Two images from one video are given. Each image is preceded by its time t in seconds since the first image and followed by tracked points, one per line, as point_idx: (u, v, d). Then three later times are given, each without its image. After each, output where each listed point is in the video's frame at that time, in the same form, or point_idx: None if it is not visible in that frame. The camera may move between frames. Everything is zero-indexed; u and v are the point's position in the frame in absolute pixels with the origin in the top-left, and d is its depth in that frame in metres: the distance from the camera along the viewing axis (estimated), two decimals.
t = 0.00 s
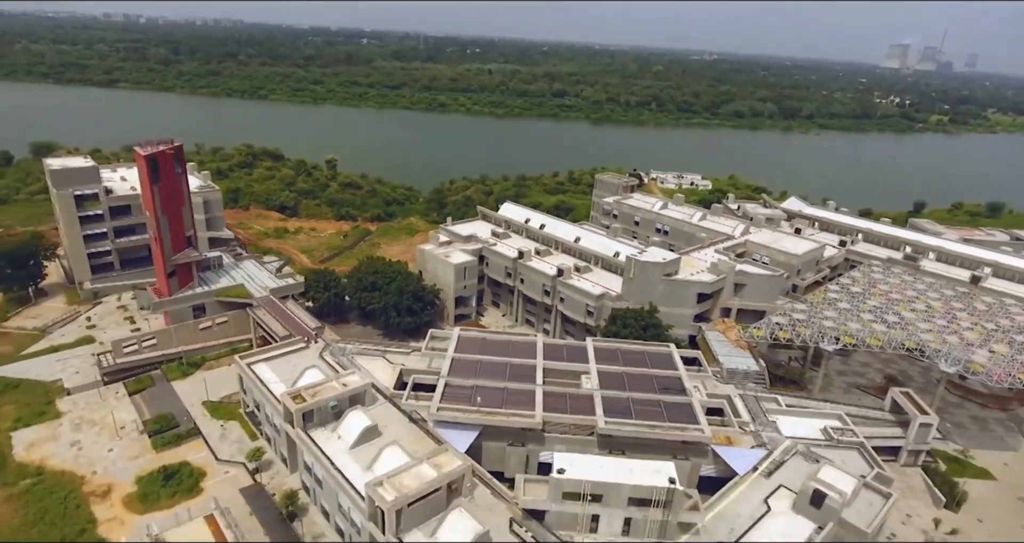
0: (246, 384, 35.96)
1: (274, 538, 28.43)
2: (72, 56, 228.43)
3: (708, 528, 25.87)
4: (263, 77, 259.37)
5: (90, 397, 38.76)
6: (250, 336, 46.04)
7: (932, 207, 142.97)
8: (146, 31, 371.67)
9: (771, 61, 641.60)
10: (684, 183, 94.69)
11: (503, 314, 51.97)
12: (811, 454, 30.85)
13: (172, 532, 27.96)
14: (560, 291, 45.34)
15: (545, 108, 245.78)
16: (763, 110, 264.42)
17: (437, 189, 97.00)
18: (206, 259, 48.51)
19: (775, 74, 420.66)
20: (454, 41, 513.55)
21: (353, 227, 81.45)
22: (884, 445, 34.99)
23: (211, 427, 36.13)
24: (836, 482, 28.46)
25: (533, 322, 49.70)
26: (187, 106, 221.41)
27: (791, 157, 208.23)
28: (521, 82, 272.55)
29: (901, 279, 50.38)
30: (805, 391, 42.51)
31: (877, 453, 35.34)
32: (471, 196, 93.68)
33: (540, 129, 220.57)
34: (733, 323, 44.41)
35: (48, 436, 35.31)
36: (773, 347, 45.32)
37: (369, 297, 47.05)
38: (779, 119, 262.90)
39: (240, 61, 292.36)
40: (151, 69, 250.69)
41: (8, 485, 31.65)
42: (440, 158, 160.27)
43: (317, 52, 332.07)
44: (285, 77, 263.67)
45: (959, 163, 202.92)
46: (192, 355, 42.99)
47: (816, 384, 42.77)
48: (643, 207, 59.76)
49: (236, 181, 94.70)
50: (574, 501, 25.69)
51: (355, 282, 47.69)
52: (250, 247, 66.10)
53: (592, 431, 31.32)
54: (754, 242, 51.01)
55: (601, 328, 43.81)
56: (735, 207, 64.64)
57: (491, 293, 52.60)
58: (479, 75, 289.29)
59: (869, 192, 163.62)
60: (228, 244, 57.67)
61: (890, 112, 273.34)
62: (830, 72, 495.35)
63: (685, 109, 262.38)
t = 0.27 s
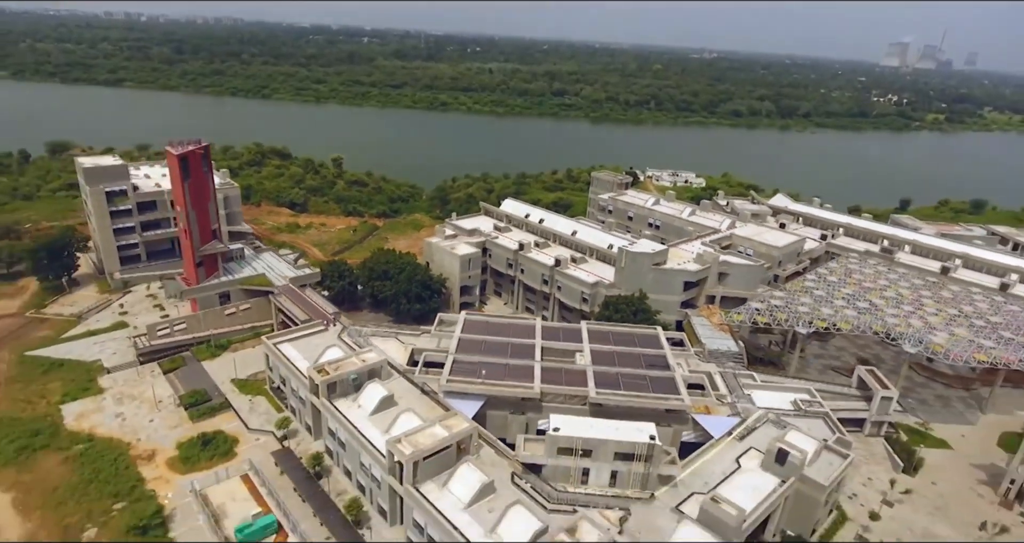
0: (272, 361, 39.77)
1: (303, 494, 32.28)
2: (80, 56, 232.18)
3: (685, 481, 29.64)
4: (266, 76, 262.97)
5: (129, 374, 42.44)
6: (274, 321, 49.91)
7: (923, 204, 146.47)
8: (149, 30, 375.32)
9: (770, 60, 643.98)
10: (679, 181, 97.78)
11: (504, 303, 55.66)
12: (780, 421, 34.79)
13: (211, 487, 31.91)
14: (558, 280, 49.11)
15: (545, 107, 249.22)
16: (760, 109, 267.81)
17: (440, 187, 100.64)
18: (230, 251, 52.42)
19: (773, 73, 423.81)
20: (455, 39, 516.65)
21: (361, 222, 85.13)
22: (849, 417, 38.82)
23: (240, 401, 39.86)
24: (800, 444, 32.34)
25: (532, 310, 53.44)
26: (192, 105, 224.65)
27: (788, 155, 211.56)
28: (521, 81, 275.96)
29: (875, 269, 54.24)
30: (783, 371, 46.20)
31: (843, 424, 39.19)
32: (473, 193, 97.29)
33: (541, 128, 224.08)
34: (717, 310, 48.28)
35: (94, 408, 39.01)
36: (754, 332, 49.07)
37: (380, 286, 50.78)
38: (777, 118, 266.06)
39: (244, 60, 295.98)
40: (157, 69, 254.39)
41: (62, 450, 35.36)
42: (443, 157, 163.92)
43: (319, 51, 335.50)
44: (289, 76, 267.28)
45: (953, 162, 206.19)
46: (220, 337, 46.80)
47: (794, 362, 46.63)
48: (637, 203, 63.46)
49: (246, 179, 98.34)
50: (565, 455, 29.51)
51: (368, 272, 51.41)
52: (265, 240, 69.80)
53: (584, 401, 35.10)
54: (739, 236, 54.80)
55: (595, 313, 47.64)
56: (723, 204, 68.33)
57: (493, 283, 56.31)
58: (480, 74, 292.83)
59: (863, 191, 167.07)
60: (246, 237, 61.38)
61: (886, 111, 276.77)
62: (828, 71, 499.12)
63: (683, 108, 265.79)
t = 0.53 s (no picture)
0: (294, 343, 43.54)
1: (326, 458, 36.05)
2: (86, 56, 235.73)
3: (668, 444, 33.23)
4: (270, 76, 266.53)
5: (162, 356, 46.19)
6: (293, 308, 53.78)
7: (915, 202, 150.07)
8: (152, 29, 378.65)
9: (770, 59, 646.59)
10: (675, 178, 101.39)
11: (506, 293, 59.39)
12: (755, 394, 38.62)
13: (245, 453, 36.46)
14: (555, 270, 52.87)
15: (545, 107, 252.66)
16: (758, 108, 271.14)
17: (444, 185, 104.31)
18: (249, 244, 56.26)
19: (772, 72, 426.91)
20: (455, 38, 519.82)
21: (368, 219, 88.80)
22: (821, 393, 42.74)
23: (265, 379, 43.69)
24: (772, 414, 36.13)
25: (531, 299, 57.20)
26: (197, 105, 228.07)
27: (785, 154, 214.93)
28: (522, 81, 279.32)
29: (853, 261, 57.97)
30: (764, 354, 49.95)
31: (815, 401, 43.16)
32: (476, 191, 100.93)
33: (541, 127, 227.53)
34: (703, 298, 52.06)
35: (131, 385, 42.74)
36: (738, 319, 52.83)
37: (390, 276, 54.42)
38: (774, 117, 269.32)
39: (246, 59, 299.46)
40: (162, 69, 257.96)
41: (107, 421, 39.03)
42: (445, 156, 167.50)
43: (321, 51, 338.71)
44: (292, 75, 270.84)
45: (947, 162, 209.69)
46: (244, 323, 50.60)
47: (775, 343, 50.31)
48: (631, 199, 67.15)
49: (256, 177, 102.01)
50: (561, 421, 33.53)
51: (379, 263, 55.05)
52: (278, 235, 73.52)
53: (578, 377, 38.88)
54: (725, 230, 58.55)
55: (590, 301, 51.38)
56: (713, 200, 72.00)
57: (495, 275, 60.06)
58: (480, 73, 296.22)
59: (857, 189, 170.61)
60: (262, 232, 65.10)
61: (882, 109, 280.19)
62: (827, 69, 502.53)
63: (681, 107, 269.26)
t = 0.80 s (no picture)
0: (315, 326, 47.68)
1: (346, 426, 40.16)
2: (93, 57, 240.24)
3: (652, 412, 37.32)
4: (273, 75, 270.54)
5: (192, 339, 50.35)
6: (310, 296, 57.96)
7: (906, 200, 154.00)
8: (155, 29, 382.62)
9: (770, 58, 649.76)
10: (669, 176, 105.47)
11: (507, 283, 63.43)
12: (733, 371, 42.81)
13: (273, 422, 40.55)
14: (553, 261, 57.00)
15: (545, 106, 256.57)
16: (755, 107, 274.89)
17: (447, 183, 108.33)
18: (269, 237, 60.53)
19: (771, 71, 430.44)
20: (456, 37, 523.12)
21: (375, 215, 92.86)
22: (795, 371, 46.92)
23: (287, 359, 47.85)
24: (747, 387, 40.25)
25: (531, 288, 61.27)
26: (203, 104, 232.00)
27: (781, 153, 218.85)
28: (522, 81, 283.18)
29: (831, 253, 62.02)
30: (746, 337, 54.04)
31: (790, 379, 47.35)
32: (478, 188, 104.97)
33: (541, 126, 231.41)
34: (689, 286, 56.24)
35: (166, 364, 46.91)
36: (723, 306, 56.92)
37: (399, 266, 58.38)
38: (771, 116, 272.98)
39: (250, 59, 303.52)
40: (167, 70, 262.18)
41: (147, 395, 43.11)
42: (448, 155, 171.54)
43: (324, 50, 342.49)
44: (296, 75, 274.88)
45: (940, 162, 213.51)
46: (266, 309, 54.75)
47: (757, 328, 54.41)
48: (625, 196, 71.25)
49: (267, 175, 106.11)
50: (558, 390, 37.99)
51: (388, 254, 59.00)
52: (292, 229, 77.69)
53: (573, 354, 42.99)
54: (712, 224, 62.65)
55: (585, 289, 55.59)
56: (704, 197, 76.07)
57: (498, 266, 64.12)
58: (481, 73, 300.10)
59: (850, 188, 174.64)
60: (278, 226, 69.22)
61: (878, 108, 283.91)
62: (826, 68, 506.18)
63: (680, 106, 273.30)
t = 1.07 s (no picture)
0: (331, 313, 51.50)
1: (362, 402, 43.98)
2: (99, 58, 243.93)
3: (640, 387, 41.14)
4: (277, 75, 273.96)
5: (215, 325, 54.18)
6: (324, 287, 61.72)
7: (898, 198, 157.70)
8: (157, 28, 385.91)
9: (769, 56, 652.35)
10: (665, 173, 109.12)
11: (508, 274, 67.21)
12: (716, 352, 46.62)
13: (295, 398, 44.38)
14: (552, 253, 60.80)
15: (545, 105, 260.11)
16: (753, 106, 278.31)
17: (450, 180, 111.95)
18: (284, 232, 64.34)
19: (771, 70, 433.63)
20: (457, 36, 525.69)
21: (381, 211, 96.58)
22: (774, 354, 50.71)
23: (305, 342, 51.70)
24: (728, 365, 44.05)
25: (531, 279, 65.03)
26: (207, 104, 235.63)
27: (777, 152, 222.36)
28: (522, 80, 286.56)
29: (814, 247, 65.67)
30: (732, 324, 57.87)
31: (770, 361, 51.12)
32: (480, 186, 108.63)
33: (541, 125, 234.84)
34: (678, 277, 60.08)
35: (193, 347, 50.75)
36: (710, 295, 60.74)
37: (407, 258, 61.94)
38: (768, 115, 276.36)
39: (253, 58, 306.95)
40: (172, 70, 265.81)
41: (177, 374, 46.93)
42: (450, 153, 175.13)
43: (326, 50, 345.94)
44: (298, 75, 278.30)
45: (933, 161, 217.24)
46: (283, 298, 58.54)
47: (742, 315, 58.16)
48: (620, 193, 75.03)
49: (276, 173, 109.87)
50: (555, 367, 42.14)
51: (396, 247, 62.52)
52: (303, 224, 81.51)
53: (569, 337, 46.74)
54: (701, 218, 66.45)
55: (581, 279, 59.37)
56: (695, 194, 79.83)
57: (499, 258, 67.87)
58: (482, 72, 303.46)
59: (843, 187, 178.33)
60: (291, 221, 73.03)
61: (875, 107, 287.26)
62: (824, 67, 509.38)
63: (678, 106, 276.81)
